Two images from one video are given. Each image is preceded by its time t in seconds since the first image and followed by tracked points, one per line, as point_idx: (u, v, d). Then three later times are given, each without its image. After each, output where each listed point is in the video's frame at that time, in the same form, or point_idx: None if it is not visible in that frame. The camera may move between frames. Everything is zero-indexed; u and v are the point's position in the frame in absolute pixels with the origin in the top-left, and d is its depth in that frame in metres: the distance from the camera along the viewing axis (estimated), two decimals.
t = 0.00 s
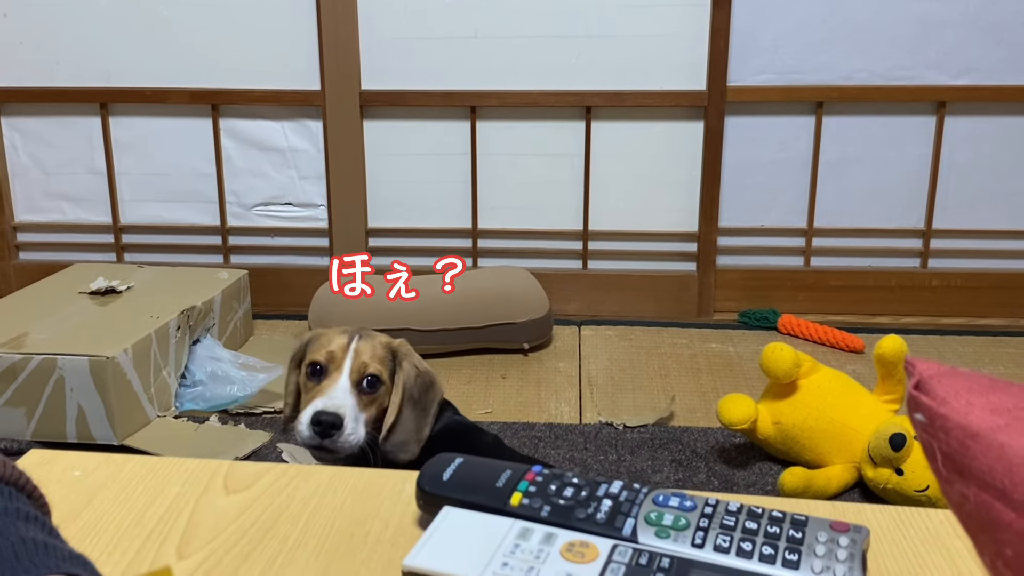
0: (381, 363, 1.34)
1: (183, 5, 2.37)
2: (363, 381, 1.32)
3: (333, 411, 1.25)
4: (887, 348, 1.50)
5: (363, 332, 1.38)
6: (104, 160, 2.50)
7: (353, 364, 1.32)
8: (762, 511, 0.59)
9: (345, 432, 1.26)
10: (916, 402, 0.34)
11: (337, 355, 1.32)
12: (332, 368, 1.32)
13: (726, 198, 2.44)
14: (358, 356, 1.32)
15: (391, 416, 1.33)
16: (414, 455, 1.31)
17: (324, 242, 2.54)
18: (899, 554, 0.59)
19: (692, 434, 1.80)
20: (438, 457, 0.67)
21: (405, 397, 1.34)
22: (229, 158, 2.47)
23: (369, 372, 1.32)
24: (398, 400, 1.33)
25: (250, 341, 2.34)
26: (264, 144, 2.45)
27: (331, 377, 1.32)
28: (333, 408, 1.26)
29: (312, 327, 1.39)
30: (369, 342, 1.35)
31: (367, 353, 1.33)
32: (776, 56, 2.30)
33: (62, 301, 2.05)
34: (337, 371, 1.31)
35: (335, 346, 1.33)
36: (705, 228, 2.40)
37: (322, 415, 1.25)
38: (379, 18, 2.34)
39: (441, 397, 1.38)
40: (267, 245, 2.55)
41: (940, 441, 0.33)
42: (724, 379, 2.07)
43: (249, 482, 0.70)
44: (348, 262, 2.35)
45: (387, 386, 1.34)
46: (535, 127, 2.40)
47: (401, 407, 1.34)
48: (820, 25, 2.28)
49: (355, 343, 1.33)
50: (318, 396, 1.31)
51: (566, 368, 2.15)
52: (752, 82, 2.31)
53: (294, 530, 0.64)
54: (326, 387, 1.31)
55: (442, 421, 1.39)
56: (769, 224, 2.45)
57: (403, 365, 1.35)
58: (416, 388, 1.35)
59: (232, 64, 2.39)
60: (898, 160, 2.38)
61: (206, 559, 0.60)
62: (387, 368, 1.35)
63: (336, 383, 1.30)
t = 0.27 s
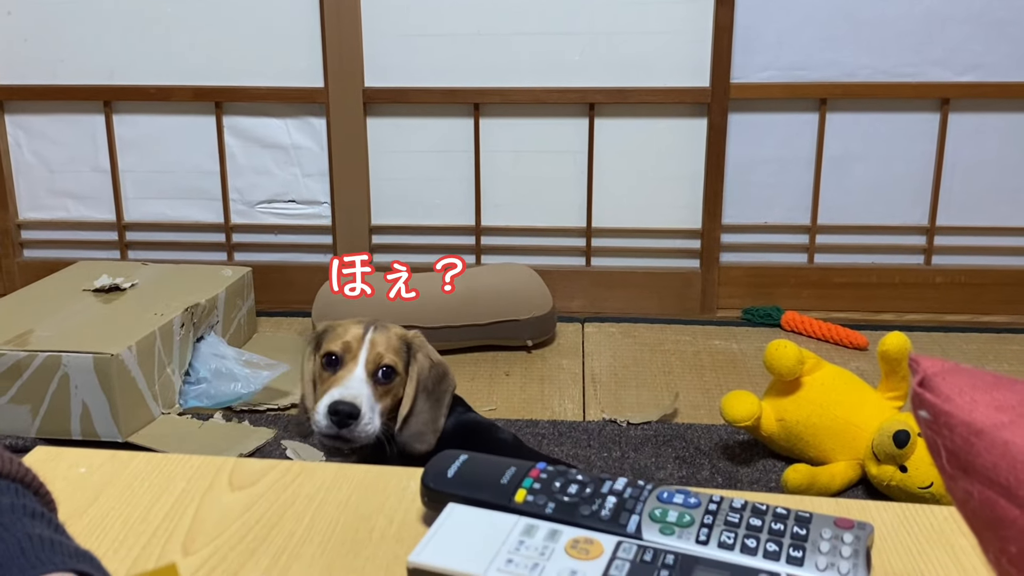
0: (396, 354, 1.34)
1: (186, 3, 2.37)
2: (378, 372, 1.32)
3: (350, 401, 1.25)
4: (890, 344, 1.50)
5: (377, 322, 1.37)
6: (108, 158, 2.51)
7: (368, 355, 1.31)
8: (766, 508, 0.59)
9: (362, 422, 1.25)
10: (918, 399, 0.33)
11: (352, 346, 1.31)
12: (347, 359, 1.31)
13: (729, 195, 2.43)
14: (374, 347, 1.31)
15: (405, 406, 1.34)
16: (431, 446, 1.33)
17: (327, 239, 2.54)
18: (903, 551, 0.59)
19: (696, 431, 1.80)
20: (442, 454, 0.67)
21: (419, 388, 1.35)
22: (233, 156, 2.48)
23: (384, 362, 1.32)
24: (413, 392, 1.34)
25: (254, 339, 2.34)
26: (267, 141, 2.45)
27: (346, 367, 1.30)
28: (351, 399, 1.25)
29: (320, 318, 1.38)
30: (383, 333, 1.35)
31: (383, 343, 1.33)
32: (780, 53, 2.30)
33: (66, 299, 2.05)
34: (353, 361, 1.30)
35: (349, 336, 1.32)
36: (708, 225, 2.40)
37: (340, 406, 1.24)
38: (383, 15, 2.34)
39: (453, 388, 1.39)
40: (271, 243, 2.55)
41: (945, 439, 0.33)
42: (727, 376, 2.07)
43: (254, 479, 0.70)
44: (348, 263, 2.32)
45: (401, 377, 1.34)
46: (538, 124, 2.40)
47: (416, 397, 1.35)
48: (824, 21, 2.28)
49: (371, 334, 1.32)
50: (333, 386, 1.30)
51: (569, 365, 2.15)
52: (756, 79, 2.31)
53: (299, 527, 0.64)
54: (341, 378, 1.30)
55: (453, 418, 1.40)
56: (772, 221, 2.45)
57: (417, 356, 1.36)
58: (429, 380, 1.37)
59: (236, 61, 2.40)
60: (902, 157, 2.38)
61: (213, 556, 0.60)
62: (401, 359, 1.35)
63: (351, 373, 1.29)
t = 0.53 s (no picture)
0: (428, 356, 1.17)
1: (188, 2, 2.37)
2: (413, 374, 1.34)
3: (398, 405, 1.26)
4: (892, 342, 1.50)
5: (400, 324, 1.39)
6: (111, 157, 2.51)
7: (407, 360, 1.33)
8: (770, 507, 0.59)
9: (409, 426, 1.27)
10: (922, 399, 0.34)
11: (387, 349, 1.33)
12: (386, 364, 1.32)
13: (732, 194, 2.43)
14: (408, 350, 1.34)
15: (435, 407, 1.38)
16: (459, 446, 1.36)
17: (330, 238, 2.55)
18: (905, 550, 0.59)
19: (698, 430, 1.80)
20: (445, 453, 0.67)
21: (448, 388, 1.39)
22: (235, 155, 2.48)
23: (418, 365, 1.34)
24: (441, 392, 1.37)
25: (256, 338, 2.34)
26: (270, 140, 2.45)
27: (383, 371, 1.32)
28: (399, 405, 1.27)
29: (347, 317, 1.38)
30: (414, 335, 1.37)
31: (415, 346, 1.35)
32: (782, 52, 2.29)
33: (69, 298, 2.05)
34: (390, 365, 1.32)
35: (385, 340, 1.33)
36: (710, 224, 2.40)
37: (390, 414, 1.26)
38: (384, 14, 2.34)
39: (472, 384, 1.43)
40: (274, 242, 2.56)
41: (948, 438, 0.33)
42: (730, 374, 2.07)
43: (258, 478, 0.70)
44: (348, 263, 2.31)
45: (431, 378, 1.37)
46: (540, 123, 2.40)
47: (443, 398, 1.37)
48: (826, 20, 2.28)
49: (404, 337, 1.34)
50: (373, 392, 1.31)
51: (572, 364, 2.15)
52: (758, 78, 2.31)
53: (303, 526, 0.64)
54: (380, 388, 1.12)
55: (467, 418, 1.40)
56: (774, 219, 2.45)
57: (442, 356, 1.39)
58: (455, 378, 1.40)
59: (238, 60, 2.40)
60: (905, 156, 2.38)
61: (217, 555, 0.60)
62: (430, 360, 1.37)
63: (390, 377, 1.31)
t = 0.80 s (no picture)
0: (451, 357, 1.38)
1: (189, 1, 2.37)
2: (444, 377, 1.37)
3: (437, 409, 1.29)
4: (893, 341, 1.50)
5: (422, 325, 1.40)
6: (112, 156, 2.51)
7: (435, 360, 1.35)
8: (770, 506, 0.59)
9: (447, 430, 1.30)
10: (922, 397, 0.33)
11: (420, 351, 1.34)
12: (417, 365, 1.34)
13: (733, 192, 2.43)
14: (440, 353, 1.36)
15: (457, 409, 1.40)
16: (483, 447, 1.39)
17: (331, 237, 2.54)
18: (906, 548, 0.59)
19: (699, 429, 1.80)
20: (446, 451, 0.67)
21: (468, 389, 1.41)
22: (236, 154, 2.48)
23: (448, 368, 1.37)
24: (465, 395, 1.41)
25: (257, 336, 2.34)
26: (271, 139, 2.45)
27: (418, 373, 1.33)
28: (436, 407, 1.29)
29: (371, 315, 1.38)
30: (437, 336, 1.39)
31: (445, 349, 1.38)
32: (783, 50, 2.29)
33: (70, 297, 2.05)
34: (425, 368, 1.34)
35: (414, 340, 1.35)
36: (711, 223, 2.40)
37: (431, 414, 1.28)
38: (385, 13, 2.34)
39: (483, 386, 1.47)
40: (275, 240, 2.56)
41: (948, 436, 0.33)
42: (731, 373, 2.07)
43: (258, 476, 0.70)
44: (348, 262, 2.31)
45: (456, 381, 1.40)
46: (542, 122, 2.40)
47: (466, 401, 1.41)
48: (827, 18, 2.28)
49: (436, 340, 1.36)
50: (406, 394, 1.32)
51: (573, 363, 2.15)
52: (759, 77, 2.31)
53: (303, 525, 0.64)
54: (411, 387, 1.32)
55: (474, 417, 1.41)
56: (776, 218, 2.45)
57: (463, 359, 1.42)
58: (471, 379, 1.43)
59: (239, 59, 2.40)
60: (906, 154, 2.37)
61: (217, 554, 0.60)
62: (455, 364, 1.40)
63: (425, 379, 1.32)
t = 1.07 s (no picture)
0: (450, 360, 1.38)
1: None
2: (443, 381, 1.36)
3: (435, 413, 1.29)
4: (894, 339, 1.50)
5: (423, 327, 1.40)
6: (112, 154, 2.51)
7: (434, 364, 1.35)
8: (773, 504, 0.58)
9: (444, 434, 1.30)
10: (926, 395, 0.33)
11: (420, 354, 1.34)
12: (415, 368, 1.34)
13: (733, 191, 2.43)
14: (440, 356, 1.36)
15: (457, 412, 1.39)
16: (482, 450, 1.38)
17: (331, 235, 2.54)
18: (910, 547, 0.59)
19: (700, 428, 1.80)
20: (448, 449, 0.67)
21: (468, 392, 1.41)
22: (236, 152, 2.48)
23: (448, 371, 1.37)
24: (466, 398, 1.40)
25: (258, 335, 2.34)
26: (271, 137, 2.45)
27: (417, 376, 1.33)
28: (434, 411, 1.29)
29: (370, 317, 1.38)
30: (437, 338, 1.39)
31: (445, 352, 1.37)
32: (784, 48, 2.29)
33: (70, 295, 2.05)
34: (424, 371, 1.33)
35: (413, 343, 1.35)
36: (712, 221, 2.40)
37: (428, 419, 1.27)
38: (385, 11, 2.34)
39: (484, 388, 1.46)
40: (275, 239, 2.56)
41: (952, 434, 0.32)
42: (732, 371, 2.07)
43: (259, 475, 0.70)
44: (348, 262, 2.30)
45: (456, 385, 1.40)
46: (543, 120, 2.39)
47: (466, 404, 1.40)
48: (828, 16, 2.27)
49: (436, 343, 1.36)
50: (403, 398, 1.32)
51: (574, 361, 2.14)
52: (760, 75, 2.30)
53: (304, 523, 0.64)
54: (409, 391, 1.32)
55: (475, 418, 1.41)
56: (777, 216, 2.44)
57: (464, 361, 1.42)
58: (472, 382, 1.43)
59: (240, 58, 2.39)
60: (907, 152, 2.37)
61: (218, 553, 0.60)
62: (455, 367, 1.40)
63: (424, 383, 1.32)
